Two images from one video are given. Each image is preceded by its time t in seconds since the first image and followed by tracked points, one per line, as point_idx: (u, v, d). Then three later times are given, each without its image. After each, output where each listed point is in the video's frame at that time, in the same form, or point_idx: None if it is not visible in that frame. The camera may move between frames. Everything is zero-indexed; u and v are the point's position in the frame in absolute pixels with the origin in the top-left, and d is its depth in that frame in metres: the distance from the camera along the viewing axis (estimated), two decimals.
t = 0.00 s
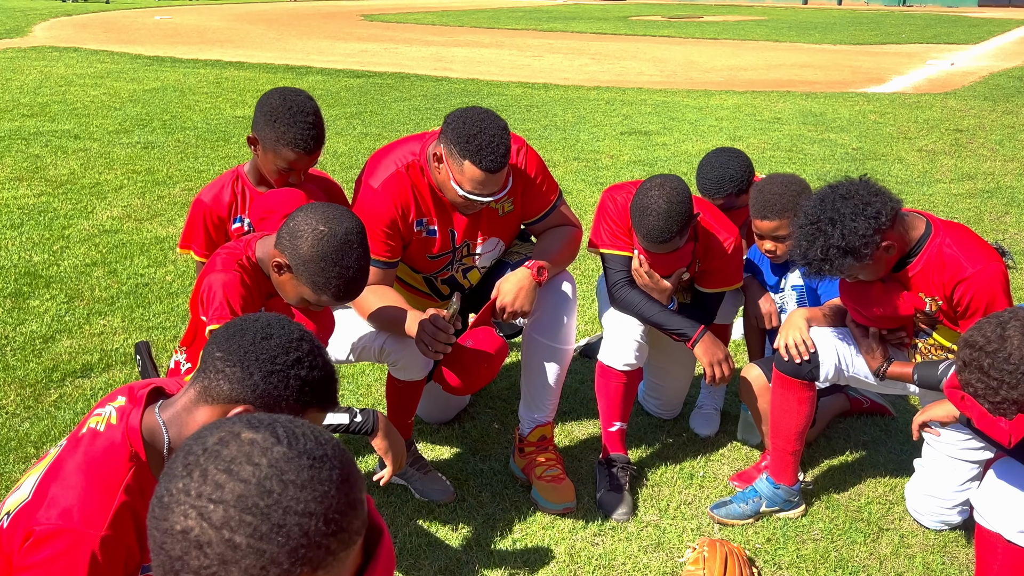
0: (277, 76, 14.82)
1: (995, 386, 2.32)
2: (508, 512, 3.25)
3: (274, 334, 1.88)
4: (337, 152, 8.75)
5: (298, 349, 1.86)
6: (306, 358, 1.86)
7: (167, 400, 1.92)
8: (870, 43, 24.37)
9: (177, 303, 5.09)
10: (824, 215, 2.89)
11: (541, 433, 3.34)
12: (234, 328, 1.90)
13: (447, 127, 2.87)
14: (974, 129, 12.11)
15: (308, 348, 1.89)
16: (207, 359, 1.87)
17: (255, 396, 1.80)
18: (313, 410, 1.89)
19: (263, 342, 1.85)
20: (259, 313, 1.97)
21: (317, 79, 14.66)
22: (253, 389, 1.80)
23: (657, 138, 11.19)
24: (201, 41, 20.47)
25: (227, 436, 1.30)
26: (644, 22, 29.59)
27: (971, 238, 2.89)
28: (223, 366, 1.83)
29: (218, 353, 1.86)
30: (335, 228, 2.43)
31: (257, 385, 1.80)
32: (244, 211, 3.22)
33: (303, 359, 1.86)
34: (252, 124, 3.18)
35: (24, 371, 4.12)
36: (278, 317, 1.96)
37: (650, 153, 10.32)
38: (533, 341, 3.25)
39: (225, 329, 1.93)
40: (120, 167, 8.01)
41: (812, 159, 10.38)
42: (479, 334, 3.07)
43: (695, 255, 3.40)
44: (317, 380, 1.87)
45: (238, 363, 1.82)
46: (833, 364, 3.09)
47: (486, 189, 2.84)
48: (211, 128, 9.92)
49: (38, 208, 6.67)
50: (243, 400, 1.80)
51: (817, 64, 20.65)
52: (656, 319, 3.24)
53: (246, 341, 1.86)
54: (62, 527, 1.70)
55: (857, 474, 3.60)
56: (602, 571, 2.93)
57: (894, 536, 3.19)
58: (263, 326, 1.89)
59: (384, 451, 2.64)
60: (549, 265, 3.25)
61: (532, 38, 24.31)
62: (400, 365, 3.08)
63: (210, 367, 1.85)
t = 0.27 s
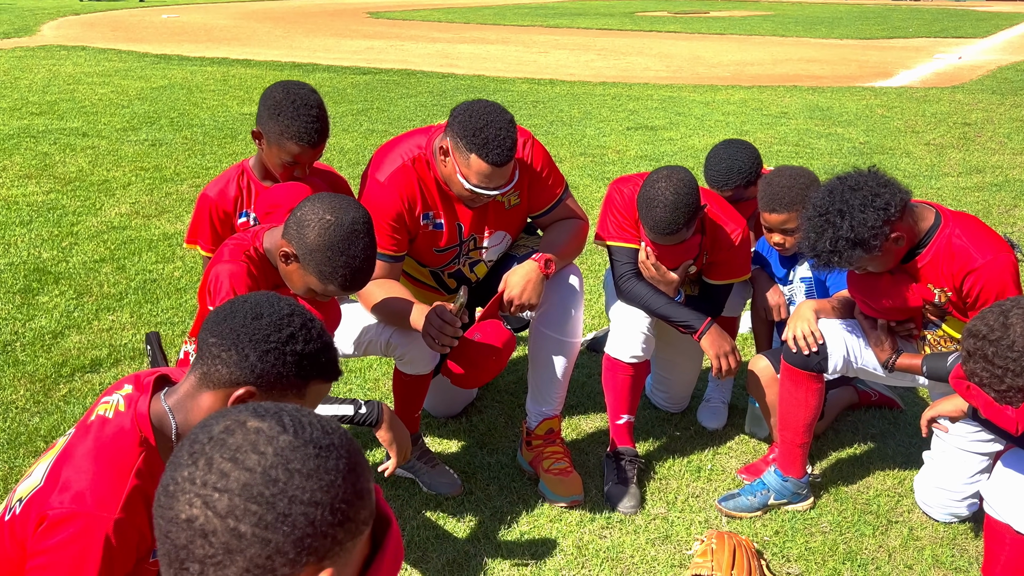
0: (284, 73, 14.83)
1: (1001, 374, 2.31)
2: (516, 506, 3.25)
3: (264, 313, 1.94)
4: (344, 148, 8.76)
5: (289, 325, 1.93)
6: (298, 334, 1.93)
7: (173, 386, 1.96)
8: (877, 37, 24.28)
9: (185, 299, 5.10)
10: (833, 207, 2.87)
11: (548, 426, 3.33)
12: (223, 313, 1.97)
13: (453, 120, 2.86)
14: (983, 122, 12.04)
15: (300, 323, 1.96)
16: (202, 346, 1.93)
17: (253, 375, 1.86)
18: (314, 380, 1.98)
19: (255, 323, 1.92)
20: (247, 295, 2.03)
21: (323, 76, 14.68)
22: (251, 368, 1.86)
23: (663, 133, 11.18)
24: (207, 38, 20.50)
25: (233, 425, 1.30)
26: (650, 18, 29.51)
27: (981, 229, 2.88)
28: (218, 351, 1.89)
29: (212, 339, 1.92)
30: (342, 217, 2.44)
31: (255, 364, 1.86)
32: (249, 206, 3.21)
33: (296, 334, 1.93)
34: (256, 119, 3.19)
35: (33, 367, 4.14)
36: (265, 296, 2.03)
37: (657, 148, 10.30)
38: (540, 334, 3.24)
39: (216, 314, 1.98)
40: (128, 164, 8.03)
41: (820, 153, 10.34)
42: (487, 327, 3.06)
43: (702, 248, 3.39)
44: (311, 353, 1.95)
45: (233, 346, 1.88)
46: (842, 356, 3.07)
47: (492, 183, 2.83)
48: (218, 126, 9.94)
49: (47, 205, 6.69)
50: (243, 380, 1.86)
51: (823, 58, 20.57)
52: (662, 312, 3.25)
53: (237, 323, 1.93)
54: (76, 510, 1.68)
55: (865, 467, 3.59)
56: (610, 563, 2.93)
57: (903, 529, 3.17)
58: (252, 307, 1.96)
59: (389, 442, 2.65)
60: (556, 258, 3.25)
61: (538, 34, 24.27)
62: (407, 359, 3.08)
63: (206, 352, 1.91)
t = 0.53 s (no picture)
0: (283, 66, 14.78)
1: (986, 352, 2.36)
2: (517, 494, 3.24)
3: (259, 292, 1.94)
4: (343, 140, 8.74)
5: (285, 301, 1.94)
6: (296, 309, 1.94)
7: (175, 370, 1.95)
8: (877, 28, 24.22)
9: (185, 290, 5.09)
10: (835, 192, 2.86)
11: (549, 415, 3.33)
12: (215, 295, 1.96)
13: (452, 108, 2.85)
14: (983, 112, 12.02)
15: (295, 298, 1.97)
16: (198, 330, 1.92)
17: (254, 353, 1.87)
18: (317, 353, 2.01)
19: (251, 302, 1.92)
20: (238, 274, 2.03)
21: (323, 69, 14.63)
22: (251, 347, 1.86)
23: (664, 124, 11.15)
24: (206, 31, 20.43)
25: (225, 406, 1.29)
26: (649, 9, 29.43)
27: (983, 215, 2.87)
28: (216, 333, 1.88)
29: (208, 321, 1.91)
30: (347, 200, 2.45)
31: (255, 343, 1.87)
32: (246, 195, 3.21)
33: (293, 310, 1.94)
34: (253, 107, 3.19)
35: (33, 358, 4.13)
36: (258, 274, 2.03)
37: (657, 139, 10.28)
38: (541, 323, 3.24)
39: (209, 296, 1.98)
40: (128, 156, 8.01)
41: (820, 143, 10.32)
42: (487, 316, 3.05)
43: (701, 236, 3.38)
44: (308, 328, 1.96)
45: (231, 327, 1.88)
46: (843, 343, 3.06)
47: (491, 170, 2.82)
48: (218, 118, 9.91)
49: (47, 197, 6.67)
50: (245, 359, 1.87)
51: (823, 49, 20.53)
52: (662, 299, 3.23)
53: (233, 303, 1.92)
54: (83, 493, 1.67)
55: (866, 455, 3.59)
56: (611, 551, 2.93)
57: (904, 516, 3.17)
58: (246, 285, 1.96)
59: (388, 433, 2.62)
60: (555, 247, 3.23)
61: (538, 26, 24.20)
62: (406, 348, 3.08)
63: (203, 334, 1.89)
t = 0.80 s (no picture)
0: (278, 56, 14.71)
1: (973, 338, 2.38)
2: (513, 482, 3.25)
3: (250, 276, 1.94)
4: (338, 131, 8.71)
5: (277, 284, 1.95)
6: (288, 292, 1.95)
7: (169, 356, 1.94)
8: (872, 18, 24.20)
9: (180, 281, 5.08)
10: (832, 178, 2.86)
11: (546, 404, 3.33)
12: (206, 279, 1.96)
13: (446, 98, 2.85)
14: (978, 101, 12.02)
15: (286, 282, 1.97)
16: (190, 315, 1.91)
17: (246, 338, 1.87)
18: (310, 335, 2.01)
19: (243, 286, 1.92)
20: (227, 258, 2.02)
21: (318, 59, 14.57)
22: (244, 331, 1.87)
23: (659, 114, 11.13)
24: (200, 21, 20.33)
25: (217, 387, 1.29)
26: None
27: (980, 202, 2.86)
28: (208, 318, 1.87)
29: (199, 306, 1.90)
30: (347, 185, 2.45)
31: (247, 327, 1.87)
32: (240, 183, 3.19)
33: (285, 293, 1.94)
34: (245, 95, 3.17)
35: (28, 349, 4.12)
36: (247, 258, 2.03)
37: (653, 129, 10.26)
38: (537, 312, 3.23)
39: (199, 281, 1.97)
40: (122, 147, 7.98)
41: (815, 133, 10.32)
42: (483, 305, 3.03)
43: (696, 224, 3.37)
44: (302, 312, 1.97)
45: (223, 311, 1.87)
46: (838, 330, 3.06)
47: (486, 161, 2.82)
48: (212, 109, 9.87)
49: (41, 188, 6.65)
50: (237, 343, 1.87)
51: (819, 39, 20.50)
52: (656, 287, 3.23)
53: (223, 288, 1.92)
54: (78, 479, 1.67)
55: (861, 442, 3.60)
56: (607, 539, 2.93)
57: (899, 503, 3.18)
58: (237, 270, 1.96)
59: (385, 421, 2.63)
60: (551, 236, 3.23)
61: (533, 16, 24.11)
62: (402, 338, 3.08)
63: (195, 319, 1.89)
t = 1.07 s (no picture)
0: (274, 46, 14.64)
1: (965, 320, 2.37)
2: (511, 470, 3.24)
3: (241, 261, 1.93)
4: (335, 121, 8.67)
5: (268, 267, 1.94)
6: (279, 275, 1.94)
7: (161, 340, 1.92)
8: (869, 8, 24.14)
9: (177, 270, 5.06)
10: (828, 162, 2.85)
11: (543, 391, 3.32)
12: (200, 261, 1.94)
13: (442, 85, 2.83)
14: (976, 91, 12.01)
15: (277, 265, 1.96)
16: (181, 298, 1.89)
17: (236, 322, 1.86)
18: (302, 318, 2.01)
19: (233, 270, 1.90)
20: (218, 241, 2.01)
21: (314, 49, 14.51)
22: (233, 316, 1.86)
23: (657, 103, 11.10)
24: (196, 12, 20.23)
25: (218, 363, 1.28)
26: None
27: (976, 185, 2.86)
28: (198, 302, 1.86)
29: (190, 289, 1.89)
30: (341, 170, 2.43)
31: (238, 312, 1.86)
32: (236, 170, 3.18)
33: (276, 277, 1.94)
34: (241, 81, 3.16)
35: (24, 338, 4.10)
36: (238, 241, 2.02)
37: (650, 118, 10.24)
38: (535, 299, 3.23)
39: (191, 264, 1.96)
40: (118, 137, 7.94)
41: (813, 123, 10.30)
42: (482, 294, 3.02)
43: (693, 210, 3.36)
44: (293, 296, 1.96)
45: (213, 295, 1.86)
46: (834, 316, 3.08)
47: (482, 150, 2.80)
48: (208, 98, 9.83)
49: (36, 178, 6.61)
50: (226, 327, 1.86)
51: (816, 28, 20.44)
52: (651, 273, 3.22)
53: (214, 271, 1.91)
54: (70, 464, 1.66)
55: (859, 429, 3.60)
56: (605, 526, 2.93)
57: (897, 490, 3.18)
58: (227, 254, 1.95)
59: (403, 393, 2.63)
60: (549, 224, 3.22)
61: (530, 6, 24.02)
62: (399, 325, 3.06)
63: (184, 302, 1.88)
